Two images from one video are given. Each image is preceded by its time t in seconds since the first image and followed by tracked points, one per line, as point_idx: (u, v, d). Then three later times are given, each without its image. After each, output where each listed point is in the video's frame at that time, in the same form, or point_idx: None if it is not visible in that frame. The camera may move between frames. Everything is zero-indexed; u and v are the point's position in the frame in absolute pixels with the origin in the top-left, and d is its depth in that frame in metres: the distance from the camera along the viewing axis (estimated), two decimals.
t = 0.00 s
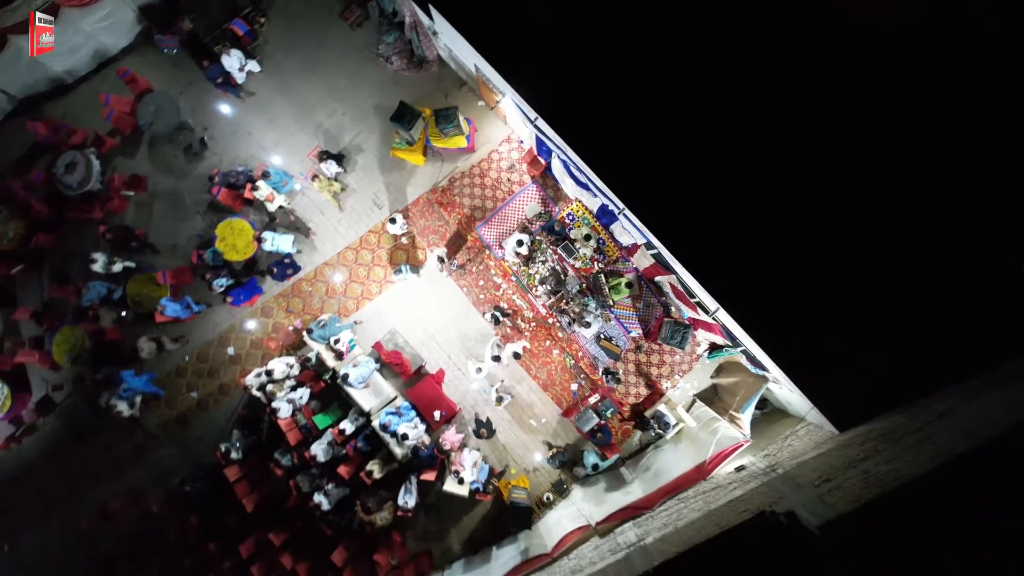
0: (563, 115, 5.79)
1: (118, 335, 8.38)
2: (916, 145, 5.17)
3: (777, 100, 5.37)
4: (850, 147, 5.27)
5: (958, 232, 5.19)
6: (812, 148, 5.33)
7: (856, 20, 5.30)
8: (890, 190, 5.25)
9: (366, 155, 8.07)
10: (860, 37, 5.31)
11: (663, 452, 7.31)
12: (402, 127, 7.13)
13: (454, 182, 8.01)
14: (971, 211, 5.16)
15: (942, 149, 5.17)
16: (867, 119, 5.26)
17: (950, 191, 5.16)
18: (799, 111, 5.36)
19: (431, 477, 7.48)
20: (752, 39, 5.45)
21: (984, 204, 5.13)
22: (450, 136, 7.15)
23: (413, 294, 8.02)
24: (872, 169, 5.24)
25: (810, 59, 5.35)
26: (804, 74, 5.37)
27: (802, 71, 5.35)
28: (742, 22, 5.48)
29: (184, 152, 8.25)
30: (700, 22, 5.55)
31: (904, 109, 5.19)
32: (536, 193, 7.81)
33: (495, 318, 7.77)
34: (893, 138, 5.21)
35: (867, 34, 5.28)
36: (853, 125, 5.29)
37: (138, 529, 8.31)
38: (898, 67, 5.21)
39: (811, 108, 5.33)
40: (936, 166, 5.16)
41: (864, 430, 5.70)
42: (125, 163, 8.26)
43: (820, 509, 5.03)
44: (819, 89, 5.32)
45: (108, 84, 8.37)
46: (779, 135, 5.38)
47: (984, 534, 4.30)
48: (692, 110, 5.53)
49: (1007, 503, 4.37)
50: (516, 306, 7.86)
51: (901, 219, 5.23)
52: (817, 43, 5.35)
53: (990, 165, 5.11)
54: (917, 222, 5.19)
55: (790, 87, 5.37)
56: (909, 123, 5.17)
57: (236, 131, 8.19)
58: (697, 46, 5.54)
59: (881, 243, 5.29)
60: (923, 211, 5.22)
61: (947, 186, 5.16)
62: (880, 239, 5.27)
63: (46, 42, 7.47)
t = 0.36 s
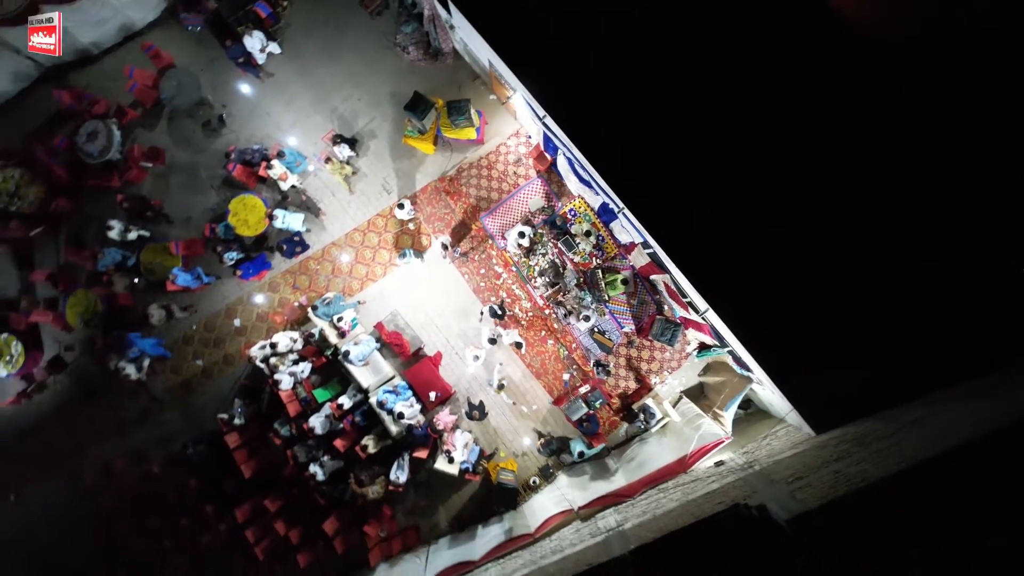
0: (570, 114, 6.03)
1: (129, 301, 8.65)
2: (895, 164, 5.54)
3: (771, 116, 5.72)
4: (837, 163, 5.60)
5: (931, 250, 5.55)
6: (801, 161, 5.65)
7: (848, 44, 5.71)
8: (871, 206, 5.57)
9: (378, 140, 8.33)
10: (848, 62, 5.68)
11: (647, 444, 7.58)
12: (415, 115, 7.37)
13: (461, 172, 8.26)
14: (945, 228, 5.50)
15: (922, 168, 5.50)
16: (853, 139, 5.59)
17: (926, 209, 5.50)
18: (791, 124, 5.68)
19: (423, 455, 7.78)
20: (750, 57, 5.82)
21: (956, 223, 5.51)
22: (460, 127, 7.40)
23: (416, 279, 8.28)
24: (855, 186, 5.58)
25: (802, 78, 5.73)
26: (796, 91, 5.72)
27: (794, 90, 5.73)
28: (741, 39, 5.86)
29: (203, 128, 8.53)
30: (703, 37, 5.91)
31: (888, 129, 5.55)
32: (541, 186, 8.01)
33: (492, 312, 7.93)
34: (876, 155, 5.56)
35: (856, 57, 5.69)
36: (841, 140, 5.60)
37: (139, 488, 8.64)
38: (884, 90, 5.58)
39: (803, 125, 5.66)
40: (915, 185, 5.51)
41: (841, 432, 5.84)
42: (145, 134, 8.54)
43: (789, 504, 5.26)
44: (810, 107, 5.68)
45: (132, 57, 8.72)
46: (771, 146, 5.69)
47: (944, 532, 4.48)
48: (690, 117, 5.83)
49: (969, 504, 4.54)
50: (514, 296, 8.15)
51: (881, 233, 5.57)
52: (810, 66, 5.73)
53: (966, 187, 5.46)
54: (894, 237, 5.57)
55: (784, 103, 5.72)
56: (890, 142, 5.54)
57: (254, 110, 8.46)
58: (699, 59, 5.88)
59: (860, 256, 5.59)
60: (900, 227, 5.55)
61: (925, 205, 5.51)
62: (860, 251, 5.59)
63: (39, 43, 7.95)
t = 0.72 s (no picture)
0: (576, 117, 6.23)
1: (138, 274, 8.85)
2: (889, 185, 5.70)
3: (773, 131, 5.89)
4: (833, 180, 5.78)
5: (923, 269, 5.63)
6: (798, 177, 5.83)
7: (850, 64, 5.86)
8: (865, 224, 5.73)
9: (390, 132, 8.52)
10: (849, 83, 5.86)
11: (634, 443, 7.77)
12: (427, 110, 7.56)
13: (469, 167, 8.46)
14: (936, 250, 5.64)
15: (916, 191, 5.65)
16: (849, 158, 5.76)
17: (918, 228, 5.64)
18: (791, 141, 5.86)
19: (415, 440, 8.00)
20: (755, 74, 5.99)
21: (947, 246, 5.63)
22: (470, 123, 7.59)
23: (419, 269, 8.49)
24: (849, 203, 5.75)
25: (804, 96, 5.91)
26: (797, 109, 5.89)
27: (795, 107, 5.90)
28: (747, 54, 6.03)
29: (219, 109, 8.73)
30: (710, 50, 6.08)
31: (884, 149, 5.72)
32: (545, 186, 8.22)
33: (494, 307, 8.23)
34: (871, 174, 5.72)
35: (858, 77, 5.84)
36: (838, 159, 5.78)
37: (137, 456, 8.86)
38: (883, 113, 5.75)
39: (802, 142, 5.84)
40: (908, 205, 5.65)
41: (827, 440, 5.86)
42: (163, 112, 8.76)
43: (765, 507, 5.40)
44: (806, 125, 5.85)
45: (155, 36, 8.95)
46: (769, 161, 5.87)
47: (910, 541, 4.66)
48: (693, 128, 6.01)
49: (935, 514, 4.73)
50: (513, 291, 8.34)
51: (872, 249, 5.72)
52: (812, 85, 5.91)
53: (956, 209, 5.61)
54: (885, 254, 5.70)
55: (785, 119, 5.90)
56: (886, 163, 5.71)
57: (271, 95, 8.66)
58: (706, 71, 6.05)
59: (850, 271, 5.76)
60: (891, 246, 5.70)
61: (916, 225, 5.64)
62: (851, 266, 5.76)
63: (39, 42, 8.44)
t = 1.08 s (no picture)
0: (585, 123, 6.39)
1: (147, 247, 9.03)
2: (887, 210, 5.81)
3: (776, 152, 6.03)
4: (831, 202, 5.91)
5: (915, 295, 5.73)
6: (796, 197, 5.99)
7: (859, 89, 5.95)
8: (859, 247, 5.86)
9: (403, 125, 8.70)
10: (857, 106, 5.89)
11: (620, 445, 7.92)
12: (441, 106, 7.72)
13: (478, 166, 8.62)
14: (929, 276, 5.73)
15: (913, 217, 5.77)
16: (849, 182, 5.89)
17: (912, 256, 5.71)
18: (793, 161, 6.01)
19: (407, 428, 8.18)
20: (762, 93, 6.13)
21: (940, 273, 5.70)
22: (482, 122, 7.75)
23: (422, 262, 8.66)
24: (845, 224, 5.87)
25: (809, 120, 6.01)
26: (802, 130, 6.01)
27: (801, 133, 6.01)
28: (756, 73, 6.16)
29: (238, 91, 8.92)
30: (721, 72, 6.21)
31: (885, 173, 5.76)
32: (551, 189, 8.39)
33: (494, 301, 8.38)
34: (870, 198, 5.82)
35: (864, 102, 5.87)
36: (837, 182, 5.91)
37: (134, 425, 9.01)
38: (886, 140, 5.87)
39: (803, 163, 5.98)
40: (902, 231, 5.74)
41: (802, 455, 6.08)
42: (182, 91, 8.95)
43: (742, 515, 5.66)
44: (809, 146, 5.98)
45: (179, 16, 9.14)
46: (769, 179, 6.03)
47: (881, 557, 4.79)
48: (698, 142, 6.17)
49: (908, 532, 4.84)
50: (513, 290, 8.51)
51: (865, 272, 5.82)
52: (819, 107, 6.00)
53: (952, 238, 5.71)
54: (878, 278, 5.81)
55: (788, 139, 6.02)
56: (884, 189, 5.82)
57: (289, 81, 8.85)
58: (715, 92, 6.20)
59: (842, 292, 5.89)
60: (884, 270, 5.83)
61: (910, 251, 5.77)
62: (843, 288, 5.89)
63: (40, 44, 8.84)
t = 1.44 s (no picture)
0: (595, 131, 6.51)
1: (157, 223, 9.18)
2: (882, 236, 5.95)
3: (777, 173, 6.18)
4: (831, 224, 6.04)
5: (904, 322, 5.88)
6: (796, 218, 6.12)
7: (866, 116, 6.04)
8: (853, 271, 5.99)
9: (416, 120, 8.83)
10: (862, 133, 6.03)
11: (608, 449, 8.06)
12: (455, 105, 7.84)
13: (487, 165, 8.76)
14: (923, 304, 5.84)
15: (909, 246, 5.89)
16: (848, 207, 6.02)
17: (905, 281, 5.90)
18: (795, 183, 6.14)
19: (400, 418, 8.32)
20: (769, 113, 6.25)
21: (932, 302, 5.83)
22: (494, 123, 7.88)
23: (426, 256, 8.80)
24: (841, 248, 6.01)
25: (814, 143, 6.12)
26: (806, 152, 6.14)
27: (804, 155, 6.14)
28: (765, 93, 6.28)
29: (256, 76, 9.06)
30: (730, 91, 6.35)
31: (885, 199, 5.95)
32: (557, 194, 8.55)
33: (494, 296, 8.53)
34: (866, 224, 5.98)
35: (870, 129, 6.02)
36: (837, 206, 6.05)
37: (133, 397, 9.13)
38: (888, 168, 5.96)
39: (804, 185, 6.12)
40: (898, 257, 5.92)
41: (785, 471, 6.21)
42: (202, 72, 9.10)
43: (721, 522, 5.88)
44: (811, 169, 6.11)
45: None
46: (770, 199, 6.17)
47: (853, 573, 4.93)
48: (703, 158, 6.30)
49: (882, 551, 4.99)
50: (513, 289, 8.64)
51: (859, 295, 5.98)
52: (826, 130, 6.11)
53: (946, 268, 5.81)
54: (870, 301, 5.96)
55: (790, 160, 6.17)
56: (882, 216, 5.95)
57: (307, 70, 8.99)
58: (723, 109, 6.33)
59: (834, 314, 6.02)
60: (877, 296, 5.95)
61: (902, 278, 5.90)
62: (835, 309, 6.02)
63: (39, 42, 9.18)
